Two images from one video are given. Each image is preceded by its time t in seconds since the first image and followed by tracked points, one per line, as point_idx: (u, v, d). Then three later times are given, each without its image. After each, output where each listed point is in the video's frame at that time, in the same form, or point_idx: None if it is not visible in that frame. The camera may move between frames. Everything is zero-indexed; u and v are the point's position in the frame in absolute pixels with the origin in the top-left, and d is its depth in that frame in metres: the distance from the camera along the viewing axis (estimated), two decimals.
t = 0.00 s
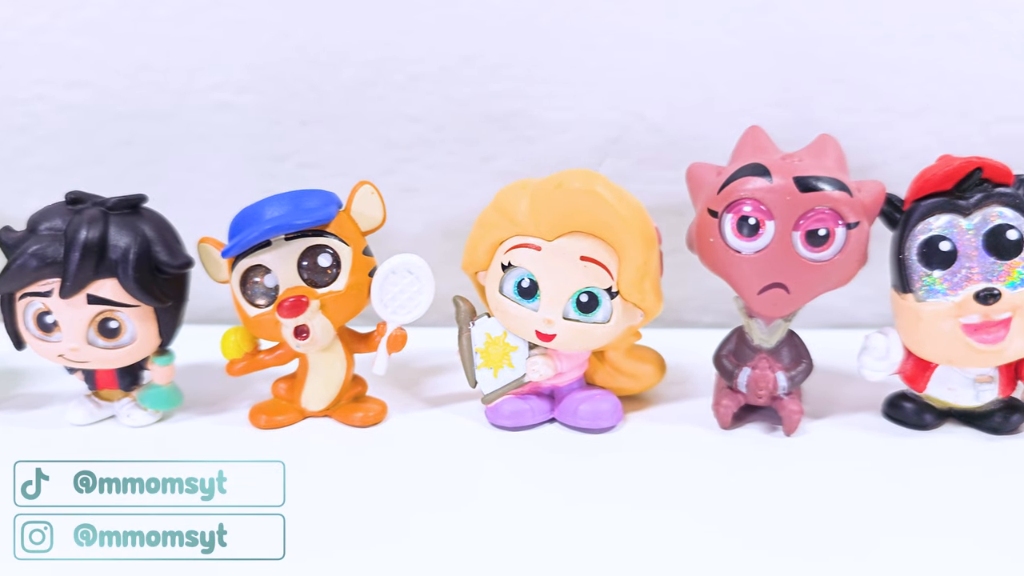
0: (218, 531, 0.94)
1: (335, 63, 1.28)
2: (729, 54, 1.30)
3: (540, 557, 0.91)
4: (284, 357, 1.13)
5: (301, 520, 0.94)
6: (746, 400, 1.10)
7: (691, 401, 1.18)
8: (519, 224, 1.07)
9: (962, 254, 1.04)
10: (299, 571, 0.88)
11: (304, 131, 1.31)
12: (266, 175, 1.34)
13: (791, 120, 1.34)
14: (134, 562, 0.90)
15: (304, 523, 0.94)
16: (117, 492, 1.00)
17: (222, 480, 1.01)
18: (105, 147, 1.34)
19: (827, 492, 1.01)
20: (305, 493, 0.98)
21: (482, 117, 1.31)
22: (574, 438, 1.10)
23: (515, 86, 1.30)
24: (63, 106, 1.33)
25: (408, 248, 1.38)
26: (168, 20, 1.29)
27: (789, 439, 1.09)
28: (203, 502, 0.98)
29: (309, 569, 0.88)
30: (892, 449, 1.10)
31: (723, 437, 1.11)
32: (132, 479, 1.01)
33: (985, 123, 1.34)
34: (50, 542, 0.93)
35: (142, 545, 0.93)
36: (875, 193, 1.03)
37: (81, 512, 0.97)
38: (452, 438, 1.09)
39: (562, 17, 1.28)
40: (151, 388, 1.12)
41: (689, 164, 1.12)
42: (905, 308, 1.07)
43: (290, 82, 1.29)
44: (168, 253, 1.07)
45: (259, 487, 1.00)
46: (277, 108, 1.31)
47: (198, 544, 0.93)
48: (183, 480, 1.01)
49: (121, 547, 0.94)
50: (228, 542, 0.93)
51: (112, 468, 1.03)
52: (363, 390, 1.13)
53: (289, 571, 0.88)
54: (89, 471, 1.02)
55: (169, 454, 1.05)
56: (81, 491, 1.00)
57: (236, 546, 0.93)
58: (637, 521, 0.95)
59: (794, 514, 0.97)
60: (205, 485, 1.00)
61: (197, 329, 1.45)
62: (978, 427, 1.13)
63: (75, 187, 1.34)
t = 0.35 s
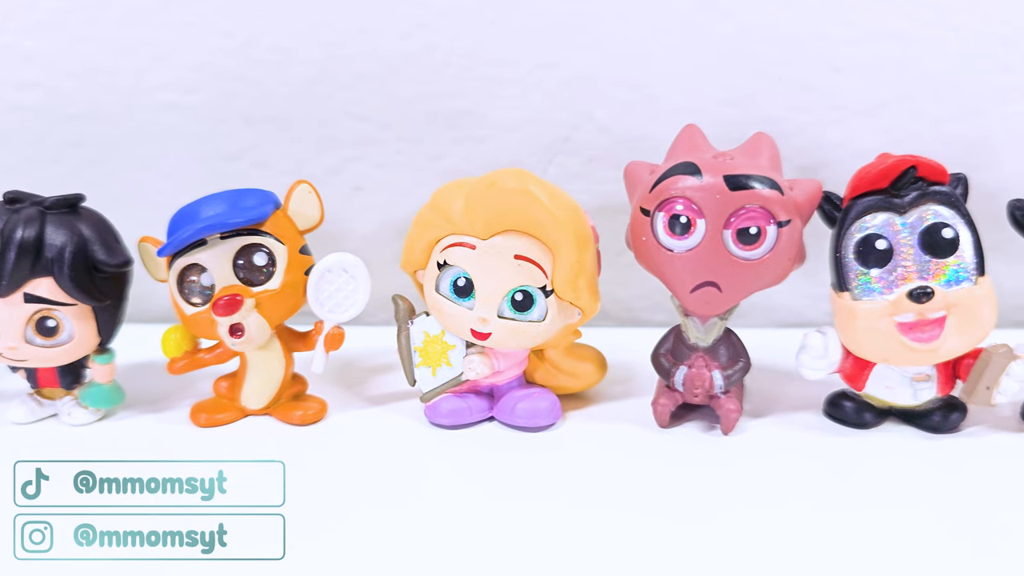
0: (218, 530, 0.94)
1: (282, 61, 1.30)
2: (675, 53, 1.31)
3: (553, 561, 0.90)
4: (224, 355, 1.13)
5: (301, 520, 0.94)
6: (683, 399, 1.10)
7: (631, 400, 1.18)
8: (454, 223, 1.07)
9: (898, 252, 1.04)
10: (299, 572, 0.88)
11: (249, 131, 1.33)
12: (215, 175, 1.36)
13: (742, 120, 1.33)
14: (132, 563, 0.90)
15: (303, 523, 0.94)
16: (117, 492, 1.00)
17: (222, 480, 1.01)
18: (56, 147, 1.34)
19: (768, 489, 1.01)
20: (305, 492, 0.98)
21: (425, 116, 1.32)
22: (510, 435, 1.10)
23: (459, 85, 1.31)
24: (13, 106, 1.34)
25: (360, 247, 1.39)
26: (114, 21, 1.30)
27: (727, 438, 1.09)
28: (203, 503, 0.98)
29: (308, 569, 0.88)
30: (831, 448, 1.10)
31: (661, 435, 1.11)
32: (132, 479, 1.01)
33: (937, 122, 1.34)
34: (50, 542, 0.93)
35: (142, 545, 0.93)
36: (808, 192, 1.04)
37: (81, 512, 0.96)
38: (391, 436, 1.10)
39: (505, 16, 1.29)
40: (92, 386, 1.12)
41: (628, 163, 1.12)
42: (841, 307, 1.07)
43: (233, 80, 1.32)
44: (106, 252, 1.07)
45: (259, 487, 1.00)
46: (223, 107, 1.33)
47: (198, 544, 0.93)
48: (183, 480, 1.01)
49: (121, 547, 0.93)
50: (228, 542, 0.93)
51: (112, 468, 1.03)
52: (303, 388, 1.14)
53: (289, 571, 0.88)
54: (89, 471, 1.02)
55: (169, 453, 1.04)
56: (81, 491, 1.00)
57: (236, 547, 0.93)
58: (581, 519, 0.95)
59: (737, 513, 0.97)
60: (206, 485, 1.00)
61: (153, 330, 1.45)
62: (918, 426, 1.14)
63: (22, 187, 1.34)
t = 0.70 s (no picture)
0: (218, 531, 0.98)
1: (217, 62, 1.31)
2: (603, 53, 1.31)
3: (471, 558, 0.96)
4: (145, 354, 1.14)
5: (301, 521, 0.98)
6: (598, 397, 1.10)
7: (552, 399, 1.19)
8: (368, 223, 1.07)
9: (810, 251, 1.04)
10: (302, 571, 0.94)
11: (188, 131, 1.33)
12: (150, 175, 1.35)
13: (672, 120, 1.34)
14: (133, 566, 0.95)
15: (304, 527, 0.98)
16: (117, 492, 1.02)
17: (222, 480, 1.02)
18: None
19: (683, 488, 1.02)
20: (302, 489, 1.01)
21: (358, 116, 1.32)
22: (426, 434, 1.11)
23: (386, 86, 1.31)
24: None
25: (295, 248, 1.39)
26: (47, 23, 1.30)
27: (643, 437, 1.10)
28: (203, 503, 1.00)
29: (311, 569, 0.94)
30: (748, 447, 1.10)
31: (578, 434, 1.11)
32: (132, 479, 1.02)
33: (871, 121, 1.34)
34: (50, 542, 0.98)
35: (142, 545, 0.98)
36: (717, 193, 1.04)
37: (81, 512, 1.00)
38: (306, 435, 1.09)
39: (436, 15, 1.29)
40: (15, 385, 1.13)
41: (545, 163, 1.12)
42: (754, 306, 1.08)
43: (173, 82, 1.32)
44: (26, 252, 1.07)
45: (259, 488, 1.01)
46: (163, 108, 1.33)
47: (198, 544, 0.97)
48: (184, 480, 1.02)
49: (121, 547, 0.98)
50: (228, 542, 0.97)
51: (113, 467, 1.04)
52: (223, 387, 1.15)
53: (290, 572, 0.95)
54: (89, 471, 1.03)
55: (171, 452, 1.06)
56: (81, 491, 1.01)
57: (237, 547, 0.97)
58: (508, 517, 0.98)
59: (654, 518, 0.99)
60: (206, 485, 1.02)
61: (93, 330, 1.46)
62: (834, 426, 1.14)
63: None
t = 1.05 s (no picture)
0: (218, 531, 0.98)
1: (161, 65, 1.33)
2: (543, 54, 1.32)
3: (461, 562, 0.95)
4: (82, 354, 1.16)
5: (301, 520, 0.98)
6: (526, 396, 1.11)
7: (486, 398, 1.19)
8: (297, 223, 1.08)
9: (736, 252, 1.05)
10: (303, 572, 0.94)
11: (131, 134, 1.35)
12: (98, 178, 1.37)
13: (615, 121, 1.35)
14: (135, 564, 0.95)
15: (304, 527, 0.98)
16: (117, 492, 1.02)
17: (222, 480, 1.03)
18: None
19: (612, 487, 1.02)
20: (304, 489, 1.01)
21: (301, 119, 1.34)
22: (359, 433, 1.12)
23: (331, 89, 1.33)
24: None
25: (243, 249, 1.40)
26: None
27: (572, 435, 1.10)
28: (203, 503, 1.01)
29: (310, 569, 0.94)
30: (677, 447, 1.10)
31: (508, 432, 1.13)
32: (132, 479, 1.03)
33: (812, 122, 1.34)
34: (50, 542, 0.98)
35: (142, 545, 0.98)
36: (638, 194, 1.06)
37: (81, 512, 1.00)
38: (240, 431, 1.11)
39: (373, 19, 1.30)
40: None
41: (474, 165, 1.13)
42: (679, 305, 1.07)
43: (115, 85, 1.34)
44: None
45: (259, 488, 1.02)
46: (106, 111, 1.34)
47: (198, 544, 0.98)
48: (184, 480, 1.03)
49: (121, 547, 0.98)
50: (228, 542, 0.98)
51: (112, 467, 1.04)
52: (160, 386, 1.16)
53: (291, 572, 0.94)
54: (89, 471, 1.03)
55: (172, 452, 1.06)
56: (81, 491, 1.02)
57: (237, 547, 0.98)
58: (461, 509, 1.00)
59: (588, 514, 0.99)
60: (206, 486, 1.02)
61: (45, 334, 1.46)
62: (763, 425, 1.14)
63: None
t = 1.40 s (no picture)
0: (218, 531, 0.98)
1: (97, 67, 1.33)
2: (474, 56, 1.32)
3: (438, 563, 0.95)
4: (8, 354, 1.16)
5: (301, 520, 0.99)
6: (447, 396, 1.11)
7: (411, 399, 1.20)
8: (216, 224, 1.09)
9: (652, 251, 1.05)
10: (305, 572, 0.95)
11: (71, 136, 1.35)
12: (39, 180, 1.37)
13: (550, 122, 1.34)
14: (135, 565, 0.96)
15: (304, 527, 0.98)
16: (117, 492, 1.02)
17: (222, 480, 1.03)
18: None
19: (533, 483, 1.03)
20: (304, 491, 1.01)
21: (237, 120, 1.35)
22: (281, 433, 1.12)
23: (266, 91, 1.33)
24: None
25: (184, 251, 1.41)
26: None
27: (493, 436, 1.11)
28: (203, 503, 1.01)
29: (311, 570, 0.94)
30: (598, 447, 1.10)
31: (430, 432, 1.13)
32: (132, 479, 1.03)
33: (750, 123, 1.34)
34: (50, 542, 0.99)
35: (142, 545, 0.98)
36: (553, 195, 1.06)
37: (80, 512, 1.01)
38: (166, 430, 1.12)
39: (306, 19, 1.31)
40: None
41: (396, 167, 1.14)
42: (596, 305, 1.08)
43: (53, 87, 1.34)
44: None
45: (259, 488, 1.02)
46: (45, 113, 1.35)
47: (198, 544, 0.98)
48: (183, 480, 1.03)
49: (121, 547, 0.99)
50: (228, 542, 0.98)
51: (113, 467, 1.04)
52: (86, 386, 1.17)
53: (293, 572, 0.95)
54: (89, 471, 1.04)
55: (170, 452, 1.06)
56: (81, 491, 1.02)
57: (237, 547, 0.98)
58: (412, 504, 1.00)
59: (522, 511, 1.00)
60: (205, 485, 1.02)
61: None
62: (685, 425, 1.15)
63: None
